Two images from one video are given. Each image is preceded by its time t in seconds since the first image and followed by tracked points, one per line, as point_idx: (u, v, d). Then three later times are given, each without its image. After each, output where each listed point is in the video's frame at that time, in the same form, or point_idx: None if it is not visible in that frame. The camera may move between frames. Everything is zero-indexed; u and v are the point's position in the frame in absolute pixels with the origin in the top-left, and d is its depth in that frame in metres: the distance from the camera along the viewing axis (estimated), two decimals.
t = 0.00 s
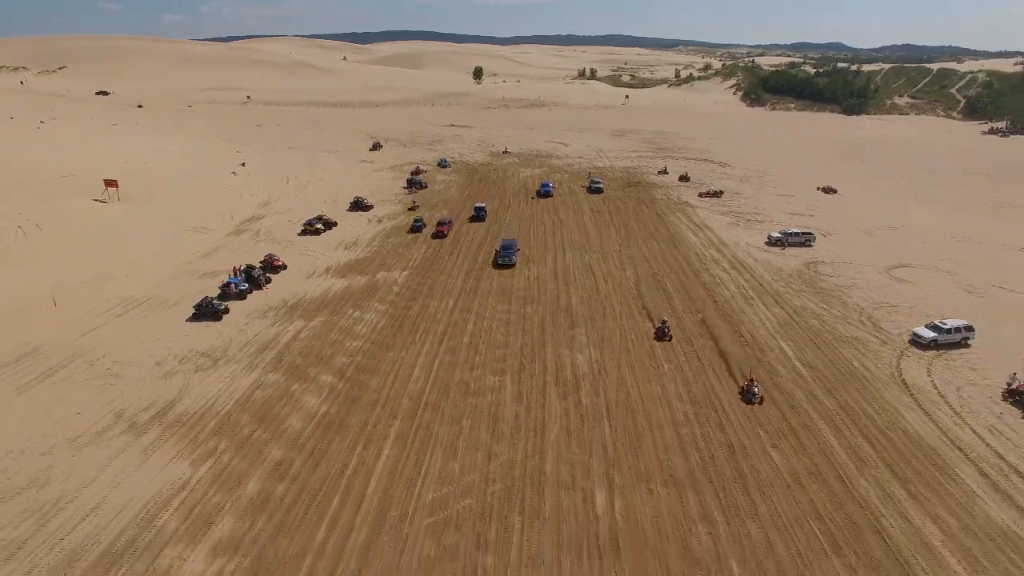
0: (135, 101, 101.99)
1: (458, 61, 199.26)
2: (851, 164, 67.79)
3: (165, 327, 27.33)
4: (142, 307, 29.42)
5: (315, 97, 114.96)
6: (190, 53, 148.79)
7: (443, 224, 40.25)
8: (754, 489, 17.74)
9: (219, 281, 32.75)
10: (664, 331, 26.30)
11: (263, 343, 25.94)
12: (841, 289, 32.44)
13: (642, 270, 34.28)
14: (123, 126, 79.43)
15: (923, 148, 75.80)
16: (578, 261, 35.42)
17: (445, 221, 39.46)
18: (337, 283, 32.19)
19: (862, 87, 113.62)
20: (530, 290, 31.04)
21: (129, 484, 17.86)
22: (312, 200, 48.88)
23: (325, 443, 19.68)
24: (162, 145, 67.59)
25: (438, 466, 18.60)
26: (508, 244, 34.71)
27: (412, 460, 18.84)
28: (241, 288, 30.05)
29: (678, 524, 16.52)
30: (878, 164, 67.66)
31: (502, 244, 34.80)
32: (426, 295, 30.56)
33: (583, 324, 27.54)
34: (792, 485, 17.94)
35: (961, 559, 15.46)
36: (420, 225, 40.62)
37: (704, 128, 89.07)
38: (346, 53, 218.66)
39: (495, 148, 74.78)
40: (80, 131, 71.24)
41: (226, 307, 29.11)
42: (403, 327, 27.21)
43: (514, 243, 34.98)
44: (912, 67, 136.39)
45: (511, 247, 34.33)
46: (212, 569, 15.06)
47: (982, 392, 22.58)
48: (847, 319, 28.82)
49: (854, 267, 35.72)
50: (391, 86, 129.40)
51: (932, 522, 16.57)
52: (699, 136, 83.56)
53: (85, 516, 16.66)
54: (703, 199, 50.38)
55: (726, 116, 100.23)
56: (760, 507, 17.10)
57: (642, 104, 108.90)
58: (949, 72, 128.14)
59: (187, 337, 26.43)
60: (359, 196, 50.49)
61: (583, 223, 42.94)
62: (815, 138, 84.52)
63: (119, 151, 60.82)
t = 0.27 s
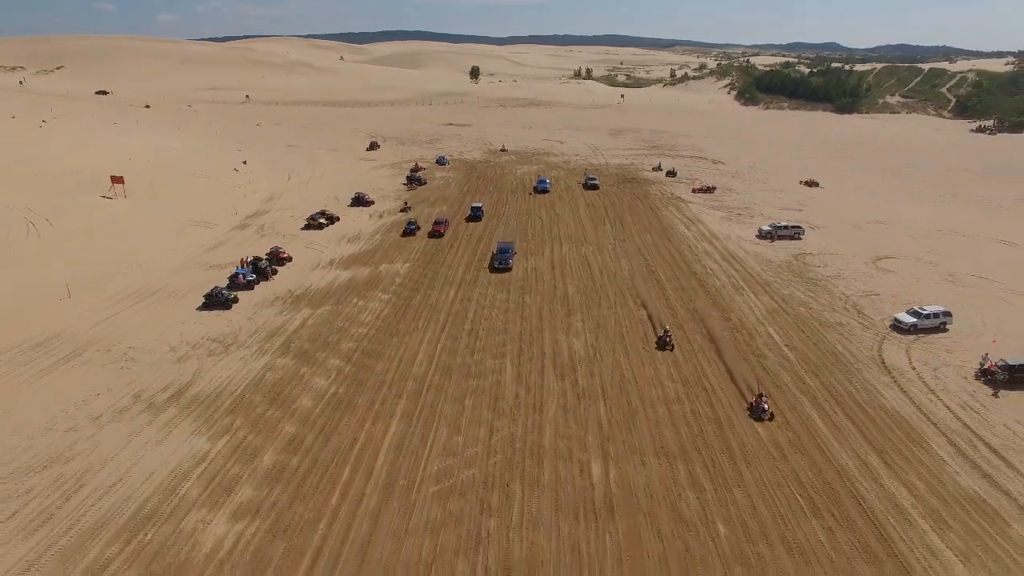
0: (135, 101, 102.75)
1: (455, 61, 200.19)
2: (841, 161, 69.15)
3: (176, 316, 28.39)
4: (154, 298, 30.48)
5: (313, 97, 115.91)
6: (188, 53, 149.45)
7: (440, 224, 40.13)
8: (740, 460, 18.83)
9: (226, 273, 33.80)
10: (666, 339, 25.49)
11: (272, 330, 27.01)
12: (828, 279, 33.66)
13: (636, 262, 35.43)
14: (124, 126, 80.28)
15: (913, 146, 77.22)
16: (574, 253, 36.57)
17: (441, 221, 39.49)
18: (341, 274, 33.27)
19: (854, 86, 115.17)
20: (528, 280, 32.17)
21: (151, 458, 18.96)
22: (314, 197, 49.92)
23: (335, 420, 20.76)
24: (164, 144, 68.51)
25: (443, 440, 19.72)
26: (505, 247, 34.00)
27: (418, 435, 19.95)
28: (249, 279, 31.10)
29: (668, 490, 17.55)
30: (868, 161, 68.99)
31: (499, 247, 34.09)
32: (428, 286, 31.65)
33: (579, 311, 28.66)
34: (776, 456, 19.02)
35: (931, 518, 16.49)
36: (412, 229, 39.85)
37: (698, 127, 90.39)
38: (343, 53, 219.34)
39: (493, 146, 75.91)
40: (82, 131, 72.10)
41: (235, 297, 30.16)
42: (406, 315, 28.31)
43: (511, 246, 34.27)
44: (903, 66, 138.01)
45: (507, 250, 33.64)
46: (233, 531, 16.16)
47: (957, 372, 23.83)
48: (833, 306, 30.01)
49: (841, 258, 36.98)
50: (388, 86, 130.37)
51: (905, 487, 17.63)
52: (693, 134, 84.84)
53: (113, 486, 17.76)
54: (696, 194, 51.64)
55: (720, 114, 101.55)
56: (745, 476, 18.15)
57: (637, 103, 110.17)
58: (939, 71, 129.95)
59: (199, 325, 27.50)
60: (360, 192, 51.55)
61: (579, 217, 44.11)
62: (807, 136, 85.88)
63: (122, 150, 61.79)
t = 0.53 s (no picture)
0: (139, 100, 104.05)
1: (455, 61, 201.53)
2: (835, 158, 70.57)
3: (194, 302, 29.75)
4: (170, 286, 31.81)
5: (315, 96, 117.26)
6: (190, 53, 150.76)
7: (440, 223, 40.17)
8: (728, 430, 20.12)
9: (239, 263, 35.14)
10: (673, 352, 24.33)
11: (286, 314, 28.35)
12: (817, 268, 35.05)
13: (633, 252, 36.83)
14: (130, 124, 81.58)
15: (906, 144, 78.64)
16: (573, 244, 37.95)
17: (441, 220, 39.46)
18: (349, 264, 34.63)
19: (850, 85, 116.64)
20: (529, 269, 33.54)
21: (180, 428, 20.31)
22: (320, 192, 51.26)
23: (349, 395, 22.13)
24: (171, 142, 69.82)
25: (451, 411, 21.09)
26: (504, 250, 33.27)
27: (427, 407, 21.32)
28: (262, 268, 32.43)
29: (661, 456, 18.85)
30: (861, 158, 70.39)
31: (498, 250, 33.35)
32: (433, 274, 33.01)
33: (578, 298, 30.01)
34: (762, 425, 20.35)
35: (902, 479, 17.79)
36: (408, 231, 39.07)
37: (695, 125, 91.81)
38: (343, 53, 220.65)
39: (493, 143, 77.26)
40: (90, 129, 73.41)
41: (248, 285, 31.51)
42: (413, 301, 29.66)
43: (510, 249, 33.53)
44: (899, 66, 139.51)
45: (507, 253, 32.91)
46: (259, 491, 17.47)
47: (934, 352, 25.22)
48: (820, 292, 31.37)
49: (830, 249, 38.37)
50: (389, 85, 131.74)
51: (880, 452, 18.94)
52: (690, 132, 86.26)
53: (145, 452, 19.14)
54: (692, 189, 53.04)
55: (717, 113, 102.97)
56: (732, 443, 19.46)
57: (635, 102, 111.55)
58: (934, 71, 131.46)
59: (216, 310, 28.87)
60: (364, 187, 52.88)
61: (578, 211, 45.50)
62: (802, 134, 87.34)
63: (130, 147, 63.12)
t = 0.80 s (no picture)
0: (144, 100, 105.39)
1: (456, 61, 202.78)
2: (831, 156, 71.80)
3: (209, 291, 31.01)
4: (185, 276, 33.07)
5: (318, 95, 118.55)
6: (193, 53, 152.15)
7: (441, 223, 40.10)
8: (719, 405, 21.37)
9: (250, 255, 36.40)
10: (679, 363, 23.22)
11: (298, 302, 29.60)
12: (809, 259, 36.28)
13: (631, 244, 38.08)
14: (137, 123, 82.89)
15: (901, 142, 79.80)
16: (573, 237, 39.20)
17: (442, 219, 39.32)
18: (357, 255, 35.88)
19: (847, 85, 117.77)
20: (531, 261, 34.78)
21: (202, 405, 21.54)
22: (326, 188, 52.54)
23: (361, 374, 23.35)
24: (178, 140, 71.11)
25: (458, 388, 22.31)
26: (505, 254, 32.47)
27: (435, 385, 22.54)
28: (273, 258, 33.69)
29: (656, 428, 20.08)
30: (856, 156, 71.58)
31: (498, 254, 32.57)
32: (439, 265, 34.25)
33: (578, 287, 31.19)
34: (751, 400, 21.65)
35: (879, 448, 19.13)
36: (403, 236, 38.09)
37: (694, 124, 93.06)
38: (345, 53, 221.96)
39: (495, 141, 78.48)
40: (98, 127, 74.73)
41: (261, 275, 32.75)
42: (420, 289, 30.90)
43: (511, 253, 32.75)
44: (896, 66, 140.56)
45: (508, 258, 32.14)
46: (280, 459, 18.69)
47: (917, 336, 26.45)
48: (811, 282, 32.62)
49: (823, 242, 39.59)
50: (391, 85, 133.06)
51: (860, 424, 20.27)
52: (688, 131, 87.49)
53: (172, 426, 20.37)
54: (689, 185, 54.27)
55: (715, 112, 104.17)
56: (722, 416, 20.74)
57: (634, 101, 112.85)
58: (930, 70, 132.57)
59: (230, 298, 30.13)
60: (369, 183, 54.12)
61: (578, 206, 46.75)
62: (799, 132, 88.56)
63: (139, 145, 64.44)
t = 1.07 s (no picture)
0: (149, 99, 106.70)
1: (456, 61, 203.91)
2: (825, 154, 73.13)
3: (223, 280, 32.34)
4: (199, 266, 34.40)
5: (320, 95, 119.89)
6: (195, 54, 153.52)
7: (440, 222, 40.13)
8: (711, 383, 22.65)
9: (260, 246, 37.72)
10: (683, 374, 22.47)
11: (308, 290, 30.89)
12: (800, 251, 37.59)
13: (628, 237, 39.39)
14: (142, 121, 84.16)
15: (894, 140, 81.14)
16: (572, 230, 40.52)
17: (441, 218, 39.59)
18: (364, 247, 37.20)
19: (843, 84, 119.20)
20: (531, 252, 36.13)
21: (222, 382, 22.83)
22: (331, 184, 53.87)
23: (371, 355, 24.64)
24: (184, 137, 72.40)
25: (463, 368, 23.60)
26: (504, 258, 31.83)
27: (442, 364, 23.85)
28: (283, 250, 34.99)
29: (650, 403, 21.37)
30: (850, 154, 72.85)
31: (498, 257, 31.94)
32: (443, 256, 35.59)
33: (577, 276, 32.43)
34: (740, 378, 22.94)
35: (858, 420, 20.48)
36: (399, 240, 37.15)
37: (691, 123, 94.40)
38: (345, 53, 223.16)
39: (495, 140, 79.80)
40: (105, 125, 76.01)
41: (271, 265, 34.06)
42: (425, 278, 32.23)
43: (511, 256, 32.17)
44: (892, 66, 141.98)
45: (508, 262, 31.55)
46: (298, 430, 19.97)
47: (900, 321, 27.78)
48: (801, 271, 33.92)
49: (814, 234, 40.93)
50: (392, 84, 134.36)
51: (842, 400, 21.59)
52: (685, 129, 88.84)
53: (194, 401, 21.66)
54: (685, 181, 55.65)
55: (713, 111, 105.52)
56: (713, 392, 22.03)
57: (633, 101, 114.22)
58: (926, 70, 133.83)
59: (244, 286, 31.47)
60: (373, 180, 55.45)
61: (577, 201, 48.11)
62: (794, 131, 89.96)
63: (146, 143, 65.78)
